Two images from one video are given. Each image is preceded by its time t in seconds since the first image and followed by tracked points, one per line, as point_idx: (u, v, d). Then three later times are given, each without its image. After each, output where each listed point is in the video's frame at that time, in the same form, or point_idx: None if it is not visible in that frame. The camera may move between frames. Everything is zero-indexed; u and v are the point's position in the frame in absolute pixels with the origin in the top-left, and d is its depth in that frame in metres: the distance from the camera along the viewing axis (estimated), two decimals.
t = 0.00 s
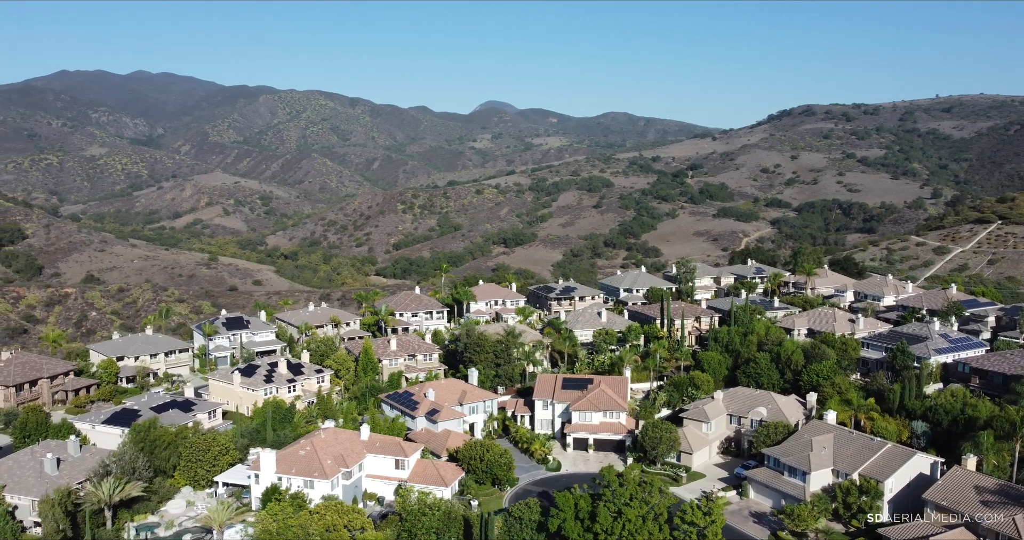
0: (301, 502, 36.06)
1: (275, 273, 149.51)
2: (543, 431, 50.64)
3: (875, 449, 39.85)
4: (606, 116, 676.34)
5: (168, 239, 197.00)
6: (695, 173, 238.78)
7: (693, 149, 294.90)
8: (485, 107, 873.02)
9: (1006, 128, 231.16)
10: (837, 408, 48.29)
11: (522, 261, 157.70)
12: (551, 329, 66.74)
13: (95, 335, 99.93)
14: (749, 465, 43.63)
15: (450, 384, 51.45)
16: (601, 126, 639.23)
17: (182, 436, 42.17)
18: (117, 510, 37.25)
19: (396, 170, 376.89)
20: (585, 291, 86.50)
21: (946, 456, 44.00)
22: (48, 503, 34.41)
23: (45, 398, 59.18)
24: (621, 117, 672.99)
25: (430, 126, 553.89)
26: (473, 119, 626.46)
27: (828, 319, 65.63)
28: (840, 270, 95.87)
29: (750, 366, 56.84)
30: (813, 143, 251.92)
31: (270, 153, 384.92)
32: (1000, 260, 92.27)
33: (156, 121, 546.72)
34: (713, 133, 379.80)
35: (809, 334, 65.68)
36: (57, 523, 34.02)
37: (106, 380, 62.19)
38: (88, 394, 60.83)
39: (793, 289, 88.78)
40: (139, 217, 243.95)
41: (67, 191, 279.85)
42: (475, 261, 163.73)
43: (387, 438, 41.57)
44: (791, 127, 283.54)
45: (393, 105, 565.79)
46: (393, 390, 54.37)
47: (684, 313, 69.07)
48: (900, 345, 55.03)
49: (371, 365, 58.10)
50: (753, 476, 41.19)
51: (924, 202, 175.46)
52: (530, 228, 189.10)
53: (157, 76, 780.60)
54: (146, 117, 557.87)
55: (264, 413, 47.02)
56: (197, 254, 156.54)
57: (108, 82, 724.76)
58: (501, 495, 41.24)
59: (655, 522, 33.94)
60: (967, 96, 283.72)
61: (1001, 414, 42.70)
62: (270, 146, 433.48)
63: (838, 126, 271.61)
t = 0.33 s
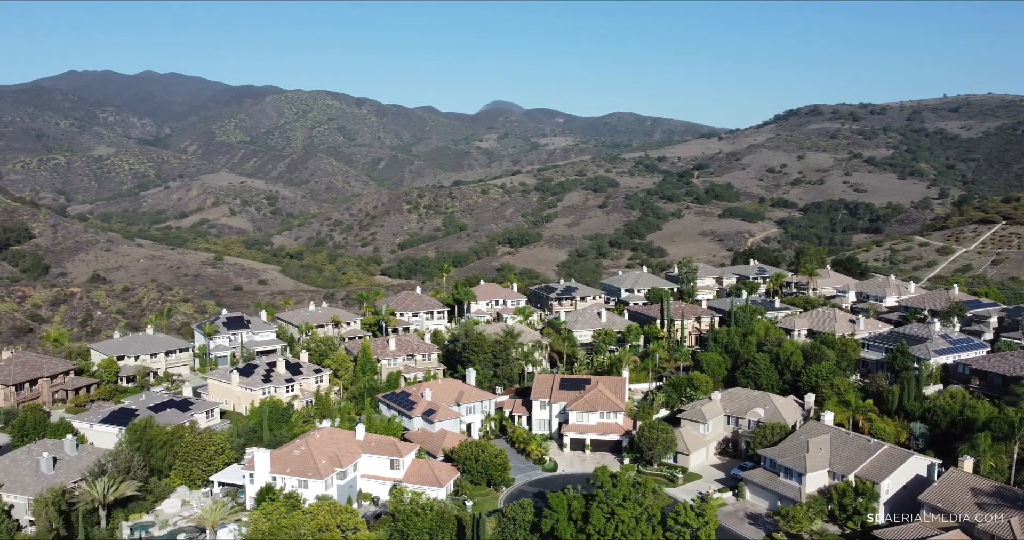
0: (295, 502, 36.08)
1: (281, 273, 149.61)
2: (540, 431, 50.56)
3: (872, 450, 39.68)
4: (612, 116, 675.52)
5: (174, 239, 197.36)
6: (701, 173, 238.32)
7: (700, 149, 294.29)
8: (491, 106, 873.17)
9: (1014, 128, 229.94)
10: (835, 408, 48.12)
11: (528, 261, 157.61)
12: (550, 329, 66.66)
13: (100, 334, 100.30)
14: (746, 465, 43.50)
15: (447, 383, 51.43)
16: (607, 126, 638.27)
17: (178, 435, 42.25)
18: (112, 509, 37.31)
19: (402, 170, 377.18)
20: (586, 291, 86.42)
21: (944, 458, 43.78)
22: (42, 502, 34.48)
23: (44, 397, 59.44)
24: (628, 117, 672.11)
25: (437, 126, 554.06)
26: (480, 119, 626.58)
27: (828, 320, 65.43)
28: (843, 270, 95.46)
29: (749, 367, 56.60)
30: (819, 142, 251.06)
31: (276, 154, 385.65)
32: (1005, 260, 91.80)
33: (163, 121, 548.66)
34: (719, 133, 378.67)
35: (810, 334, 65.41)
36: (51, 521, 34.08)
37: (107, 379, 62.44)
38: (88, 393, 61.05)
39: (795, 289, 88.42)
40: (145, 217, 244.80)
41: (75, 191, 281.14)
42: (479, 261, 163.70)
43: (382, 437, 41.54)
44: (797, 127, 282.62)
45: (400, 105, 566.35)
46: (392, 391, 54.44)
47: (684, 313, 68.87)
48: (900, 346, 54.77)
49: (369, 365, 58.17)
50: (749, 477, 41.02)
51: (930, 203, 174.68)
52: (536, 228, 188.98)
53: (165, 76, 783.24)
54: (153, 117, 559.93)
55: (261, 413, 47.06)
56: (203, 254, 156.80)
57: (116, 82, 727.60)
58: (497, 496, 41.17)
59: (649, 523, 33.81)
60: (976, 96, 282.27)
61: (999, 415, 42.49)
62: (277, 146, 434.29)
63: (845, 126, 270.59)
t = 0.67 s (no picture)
0: (288, 502, 36.08)
1: (286, 273, 149.75)
2: (538, 432, 50.48)
3: (868, 452, 39.49)
4: (619, 116, 674.85)
5: (181, 239, 197.82)
6: (707, 173, 237.87)
7: (705, 149, 293.67)
8: (497, 106, 873.04)
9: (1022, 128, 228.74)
10: (833, 410, 47.98)
11: (532, 261, 157.54)
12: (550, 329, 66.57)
13: (105, 333, 100.57)
14: (743, 467, 43.29)
15: (444, 384, 51.43)
16: (613, 126, 637.23)
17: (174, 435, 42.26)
18: (106, 509, 37.36)
19: (408, 170, 377.46)
20: (586, 291, 86.29)
21: (942, 459, 43.54)
22: (36, 501, 34.55)
23: (45, 396, 59.67)
24: (634, 117, 671.28)
25: (443, 126, 554.25)
26: (486, 119, 626.63)
27: (828, 321, 65.13)
28: (845, 271, 95.06)
29: (748, 368, 56.42)
30: (826, 143, 250.16)
31: (283, 154, 386.30)
32: (1009, 261, 91.33)
33: (170, 121, 550.60)
34: (725, 133, 378.03)
35: (810, 335, 65.11)
36: (44, 521, 34.12)
37: (107, 379, 62.60)
38: (88, 392, 61.24)
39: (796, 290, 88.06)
40: (152, 216, 245.53)
41: (82, 191, 282.26)
42: (484, 261, 163.67)
43: (377, 437, 41.53)
44: (804, 127, 281.76)
45: (406, 105, 566.93)
46: (389, 391, 54.41)
47: (684, 314, 68.66)
48: (900, 347, 54.43)
49: (367, 365, 58.21)
50: (745, 478, 40.88)
51: (937, 203, 173.95)
52: (541, 228, 188.85)
53: (172, 77, 786.09)
54: (161, 117, 562.06)
55: (257, 414, 47.03)
56: (208, 254, 157.04)
57: (123, 82, 730.48)
58: (492, 496, 41.13)
59: (642, 524, 33.66)
60: (984, 95, 281.01)
61: (998, 416, 42.22)
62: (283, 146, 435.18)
63: (852, 126, 269.61)
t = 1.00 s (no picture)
0: (281, 502, 36.07)
1: (291, 273, 149.88)
2: (534, 432, 50.34)
3: (864, 453, 39.28)
4: (625, 116, 674.08)
5: (186, 238, 198.25)
6: (712, 173, 237.36)
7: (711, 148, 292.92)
8: (502, 106, 872.38)
9: None
10: (830, 411, 47.71)
11: (537, 262, 157.42)
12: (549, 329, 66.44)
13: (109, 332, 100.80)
14: (739, 468, 43.07)
15: (441, 383, 51.37)
16: (620, 126, 636.02)
17: (169, 434, 42.38)
18: (100, 508, 37.39)
19: (414, 170, 377.64)
20: (587, 291, 86.18)
21: (941, 461, 43.29)
22: (28, 500, 34.56)
23: (44, 395, 59.79)
24: (640, 117, 670.42)
25: (449, 126, 554.38)
26: (492, 119, 626.54)
27: (829, 321, 64.80)
28: (848, 271, 94.62)
29: (747, 368, 56.23)
30: (832, 142, 249.18)
31: (289, 154, 386.91)
32: (1013, 261, 90.88)
33: (177, 121, 552.18)
34: (731, 133, 377.27)
35: (810, 336, 64.80)
36: (36, 519, 34.11)
37: (106, 378, 62.76)
38: (88, 391, 61.38)
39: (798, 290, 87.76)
40: (159, 216, 246.21)
41: (89, 191, 283.20)
42: (489, 261, 163.62)
43: (372, 437, 41.44)
44: (810, 127, 280.82)
45: (412, 106, 567.35)
46: (386, 390, 54.41)
47: (684, 314, 68.39)
48: (899, 348, 54.13)
49: (365, 365, 58.14)
50: (740, 479, 40.73)
51: (944, 203, 173.19)
52: (546, 228, 188.62)
53: (179, 77, 788.28)
54: (168, 117, 563.88)
55: (253, 413, 47.04)
56: (213, 253, 157.41)
57: (130, 82, 732.88)
58: (486, 496, 41.01)
59: (635, 525, 33.45)
60: (991, 95, 279.75)
61: (997, 417, 41.95)
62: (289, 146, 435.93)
63: (859, 125, 268.61)
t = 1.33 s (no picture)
0: (274, 502, 36.05)
1: (296, 273, 149.99)
2: (531, 432, 50.23)
3: (861, 455, 38.99)
4: (632, 116, 673.26)
5: (193, 238, 198.80)
6: (718, 173, 236.73)
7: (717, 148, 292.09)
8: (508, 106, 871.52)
9: None
10: (829, 412, 47.48)
11: (542, 262, 157.21)
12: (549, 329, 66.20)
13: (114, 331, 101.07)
14: (735, 469, 42.81)
15: (438, 383, 51.22)
16: (626, 126, 634.71)
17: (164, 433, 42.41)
18: (94, 507, 37.43)
19: (420, 170, 377.75)
20: (588, 291, 86.02)
21: (939, 462, 43.01)
22: (21, 499, 34.56)
23: (44, 394, 59.88)
24: (647, 117, 669.34)
25: (455, 126, 554.39)
26: (498, 119, 626.47)
27: (829, 322, 64.44)
28: (851, 271, 94.17)
29: (746, 369, 55.96)
30: (839, 142, 248.12)
31: (296, 153, 387.51)
32: (1017, 261, 90.24)
33: (185, 121, 554.00)
34: (737, 133, 376.22)
35: (810, 337, 64.47)
36: (28, 518, 34.08)
37: (105, 377, 62.89)
38: (87, 390, 61.52)
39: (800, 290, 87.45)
40: (165, 216, 246.94)
41: (97, 191, 284.35)
42: (494, 261, 163.46)
43: (366, 437, 41.35)
44: (817, 126, 279.77)
45: (418, 105, 567.88)
46: (383, 390, 54.36)
47: (683, 314, 68.14)
48: (899, 349, 53.78)
49: (363, 364, 58.09)
50: (736, 480, 40.51)
51: (951, 203, 172.31)
52: (551, 228, 188.40)
53: (187, 78, 791.11)
54: (175, 117, 565.78)
55: (249, 412, 47.04)
56: (219, 253, 157.73)
57: (138, 82, 735.77)
58: (481, 497, 40.90)
59: (627, 526, 33.26)
60: (1000, 95, 278.31)
61: (996, 419, 41.63)
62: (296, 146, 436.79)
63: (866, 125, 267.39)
